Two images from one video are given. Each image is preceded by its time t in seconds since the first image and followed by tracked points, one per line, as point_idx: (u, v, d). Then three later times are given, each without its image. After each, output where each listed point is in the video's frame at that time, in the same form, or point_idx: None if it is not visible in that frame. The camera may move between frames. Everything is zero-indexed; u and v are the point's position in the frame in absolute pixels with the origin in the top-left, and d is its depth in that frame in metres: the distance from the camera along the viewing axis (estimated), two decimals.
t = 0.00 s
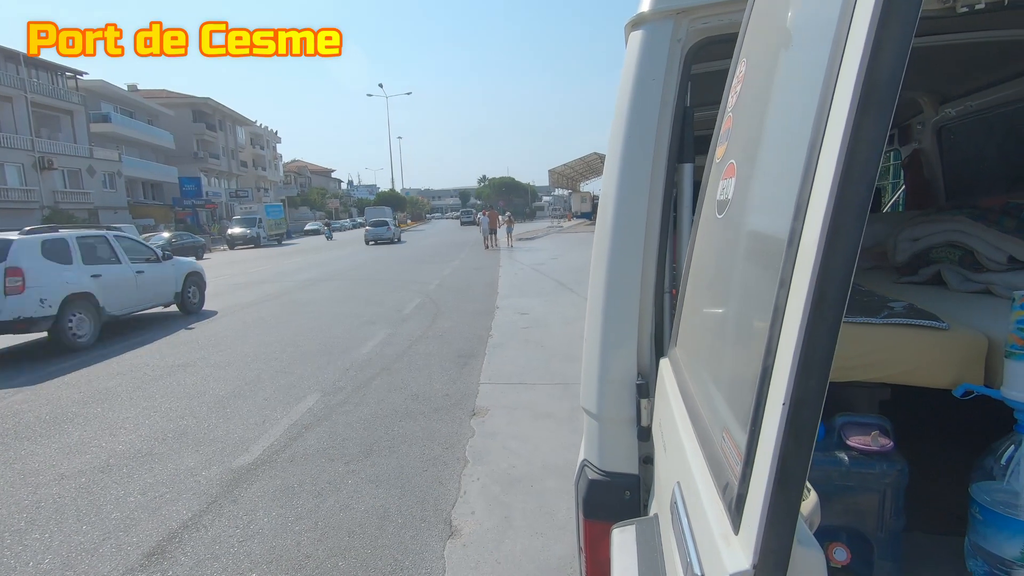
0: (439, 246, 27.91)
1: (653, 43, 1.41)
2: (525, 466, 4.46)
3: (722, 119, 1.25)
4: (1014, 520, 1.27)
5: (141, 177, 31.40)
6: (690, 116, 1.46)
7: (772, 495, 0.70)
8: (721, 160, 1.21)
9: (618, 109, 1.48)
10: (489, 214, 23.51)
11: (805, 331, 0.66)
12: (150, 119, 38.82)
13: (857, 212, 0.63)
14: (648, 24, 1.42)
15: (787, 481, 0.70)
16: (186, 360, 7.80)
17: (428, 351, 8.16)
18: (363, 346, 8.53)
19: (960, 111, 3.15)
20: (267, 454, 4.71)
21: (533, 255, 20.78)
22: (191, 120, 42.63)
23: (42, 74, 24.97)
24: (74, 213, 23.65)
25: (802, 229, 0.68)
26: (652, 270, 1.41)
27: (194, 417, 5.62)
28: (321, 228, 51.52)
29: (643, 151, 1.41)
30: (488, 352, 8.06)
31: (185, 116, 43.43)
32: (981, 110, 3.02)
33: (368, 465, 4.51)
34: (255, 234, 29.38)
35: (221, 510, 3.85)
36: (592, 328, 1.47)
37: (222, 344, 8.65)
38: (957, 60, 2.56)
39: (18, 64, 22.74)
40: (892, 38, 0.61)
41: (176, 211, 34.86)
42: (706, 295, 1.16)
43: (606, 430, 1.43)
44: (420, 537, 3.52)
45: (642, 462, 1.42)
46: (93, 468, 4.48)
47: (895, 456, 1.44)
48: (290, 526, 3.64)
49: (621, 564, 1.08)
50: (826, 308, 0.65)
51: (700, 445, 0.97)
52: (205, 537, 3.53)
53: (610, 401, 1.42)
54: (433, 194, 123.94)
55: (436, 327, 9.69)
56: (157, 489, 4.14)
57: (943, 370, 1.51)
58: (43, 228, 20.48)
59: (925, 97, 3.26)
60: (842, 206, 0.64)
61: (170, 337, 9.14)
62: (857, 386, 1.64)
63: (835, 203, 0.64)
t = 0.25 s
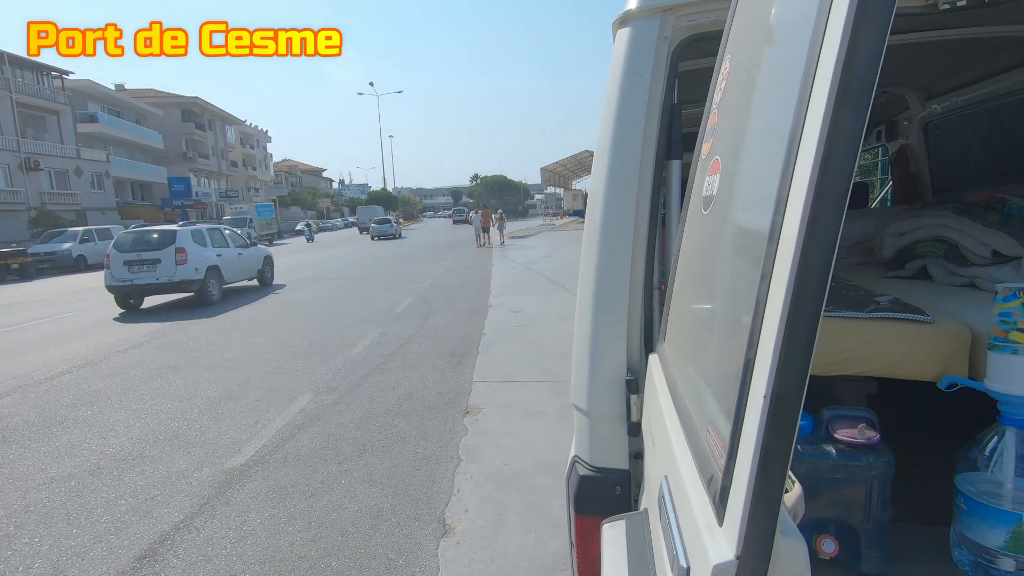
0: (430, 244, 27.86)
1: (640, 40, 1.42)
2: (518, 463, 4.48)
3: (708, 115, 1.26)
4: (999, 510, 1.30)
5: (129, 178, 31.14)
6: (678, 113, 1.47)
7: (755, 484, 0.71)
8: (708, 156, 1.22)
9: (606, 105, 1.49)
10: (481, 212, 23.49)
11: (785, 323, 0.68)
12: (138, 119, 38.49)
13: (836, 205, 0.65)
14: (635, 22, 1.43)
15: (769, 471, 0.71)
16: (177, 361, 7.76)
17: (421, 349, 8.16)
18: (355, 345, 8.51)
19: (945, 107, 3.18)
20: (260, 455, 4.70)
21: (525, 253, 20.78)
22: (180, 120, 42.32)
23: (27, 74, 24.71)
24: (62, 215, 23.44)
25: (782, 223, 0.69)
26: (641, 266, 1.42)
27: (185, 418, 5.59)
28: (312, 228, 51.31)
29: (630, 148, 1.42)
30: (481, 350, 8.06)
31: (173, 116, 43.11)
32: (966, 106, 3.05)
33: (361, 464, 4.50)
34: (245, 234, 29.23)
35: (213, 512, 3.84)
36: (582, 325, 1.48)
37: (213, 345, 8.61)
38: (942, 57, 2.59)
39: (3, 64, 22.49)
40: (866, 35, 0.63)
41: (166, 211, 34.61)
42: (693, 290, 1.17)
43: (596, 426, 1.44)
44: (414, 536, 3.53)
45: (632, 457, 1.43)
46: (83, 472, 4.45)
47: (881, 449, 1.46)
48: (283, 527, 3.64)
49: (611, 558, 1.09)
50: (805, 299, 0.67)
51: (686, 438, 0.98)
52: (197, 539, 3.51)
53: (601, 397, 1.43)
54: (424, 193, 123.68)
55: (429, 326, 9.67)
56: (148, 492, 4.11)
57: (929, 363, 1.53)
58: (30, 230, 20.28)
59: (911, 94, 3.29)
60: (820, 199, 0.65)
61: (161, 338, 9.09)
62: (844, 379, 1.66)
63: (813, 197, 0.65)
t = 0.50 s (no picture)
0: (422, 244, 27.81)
1: (623, 39, 1.42)
2: (510, 462, 4.48)
3: (689, 114, 1.26)
4: (979, 502, 1.32)
5: (117, 178, 30.88)
6: (662, 111, 1.47)
7: (729, 480, 0.72)
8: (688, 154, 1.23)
9: (590, 104, 1.49)
10: (474, 211, 23.48)
11: (757, 320, 0.68)
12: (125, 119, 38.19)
13: (805, 203, 0.66)
14: (618, 20, 1.43)
15: (743, 467, 0.72)
16: (166, 364, 7.71)
17: (413, 349, 8.14)
18: (346, 346, 8.49)
19: (928, 104, 3.21)
20: (250, 457, 4.68)
21: (517, 252, 20.78)
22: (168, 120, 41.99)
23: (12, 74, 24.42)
24: (48, 216, 23.21)
25: (753, 221, 0.70)
26: (624, 265, 1.43)
27: (174, 421, 5.56)
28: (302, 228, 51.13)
29: (614, 147, 1.43)
30: (473, 349, 8.06)
31: (162, 116, 42.77)
32: (949, 103, 3.07)
33: (352, 465, 4.50)
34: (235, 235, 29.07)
35: (203, 515, 3.82)
36: (568, 325, 1.48)
37: (203, 346, 8.56)
38: (924, 54, 2.62)
39: None
40: (832, 35, 0.63)
41: (155, 213, 34.34)
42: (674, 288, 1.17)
43: (583, 424, 1.45)
44: (405, 536, 3.53)
45: (618, 455, 1.43)
46: (71, 476, 4.41)
47: (865, 443, 1.48)
48: (274, 528, 3.62)
49: (595, 556, 1.10)
50: (775, 296, 0.68)
51: (666, 435, 0.99)
52: (186, 543, 3.50)
53: (587, 396, 1.44)
54: (416, 193, 123.80)
55: (421, 326, 9.65)
56: (137, 496, 4.09)
57: (912, 358, 1.55)
58: (17, 232, 20.08)
59: (895, 91, 3.32)
60: (789, 197, 0.66)
61: (149, 340, 9.02)
62: (828, 375, 1.67)
63: (782, 194, 0.66)
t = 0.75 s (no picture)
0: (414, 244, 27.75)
1: (607, 40, 1.42)
2: (502, 462, 4.48)
3: (671, 113, 1.26)
4: (961, 497, 1.34)
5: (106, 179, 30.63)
6: (647, 110, 1.47)
7: (704, 475, 0.73)
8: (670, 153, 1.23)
9: (576, 104, 1.50)
10: (466, 211, 23.48)
11: (729, 318, 0.69)
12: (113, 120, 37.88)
13: (776, 201, 0.67)
14: (603, 20, 1.43)
15: (718, 463, 0.73)
16: (155, 366, 7.66)
17: (404, 350, 8.13)
18: (337, 346, 8.46)
19: (913, 103, 3.24)
20: (240, 459, 4.65)
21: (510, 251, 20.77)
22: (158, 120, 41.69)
23: None
24: (36, 218, 23.00)
25: (725, 219, 0.71)
26: (609, 264, 1.43)
27: (164, 424, 5.52)
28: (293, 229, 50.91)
29: (599, 147, 1.43)
30: (464, 349, 8.05)
31: (150, 117, 42.45)
32: (933, 102, 3.12)
33: (343, 466, 4.48)
34: (225, 236, 28.90)
35: (192, 518, 3.80)
36: (554, 324, 1.49)
37: (192, 348, 8.51)
38: (909, 54, 2.64)
39: None
40: (799, 37, 0.65)
41: (144, 214, 34.10)
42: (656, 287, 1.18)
43: (569, 423, 1.45)
44: (396, 536, 3.52)
45: (604, 454, 1.44)
46: (58, 480, 4.38)
47: (849, 439, 1.49)
48: (264, 531, 3.61)
49: (579, 554, 1.11)
50: (747, 295, 0.69)
51: (647, 433, 1.00)
52: (175, 546, 3.48)
53: (573, 395, 1.44)
54: (407, 193, 123.51)
55: (413, 326, 9.64)
56: (125, 499, 4.06)
57: (896, 354, 1.56)
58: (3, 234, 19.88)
59: (880, 91, 3.35)
60: (761, 195, 0.67)
61: (138, 343, 8.96)
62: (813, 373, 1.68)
63: (752, 193, 0.67)
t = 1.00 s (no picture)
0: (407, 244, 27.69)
1: (592, 41, 1.43)
2: (494, 462, 4.49)
3: (654, 114, 1.27)
4: (943, 491, 1.36)
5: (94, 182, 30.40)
6: (632, 112, 1.48)
7: (682, 474, 0.75)
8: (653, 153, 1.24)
9: (562, 104, 1.50)
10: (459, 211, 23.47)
11: (704, 316, 0.71)
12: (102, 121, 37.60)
13: (748, 200, 0.68)
14: (588, 21, 1.44)
15: (694, 462, 0.75)
16: (145, 369, 7.61)
17: (397, 351, 8.12)
18: (329, 348, 8.44)
19: (898, 103, 3.28)
20: (231, 462, 4.64)
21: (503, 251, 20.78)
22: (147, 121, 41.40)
23: None
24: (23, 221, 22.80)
25: (700, 219, 0.72)
26: (596, 264, 1.44)
27: (153, 427, 5.49)
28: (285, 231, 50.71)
29: (585, 148, 1.44)
30: (457, 350, 8.05)
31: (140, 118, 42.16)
32: (918, 102, 3.16)
33: (335, 468, 4.47)
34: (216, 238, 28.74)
35: (182, 522, 3.78)
36: (542, 324, 1.49)
37: (182, 351, 8.46)
38: (894, 54, 2.67)
39: None
40: (769, 38, 0.66)
41: (133, 216, 33.86)
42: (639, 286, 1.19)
43: (557, 423, 1.46)
44: (388, 538, 3.52)
45: (592, 453, 1.45)
46: (46, 485, 4.35)
47: (834, 436, 1.50)
48: (255, 534, 3.60)
49: (565, 553, 1.12)
50: (721, 294, 0.70)
51: (629, 433, 1.01)
52: (165, 550, 3.46)
53: (560, 394, 1.45)
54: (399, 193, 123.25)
55: (405, 327, 9.62)
56: (114, 504, 4.04)
57: (881, 351, 1.59)
58: None
59: (867, 91, 3.38)
60: (732, 195, 0.68)
61: (128, 346, 8.90)
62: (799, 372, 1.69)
63: (723, 193, 0.68)
